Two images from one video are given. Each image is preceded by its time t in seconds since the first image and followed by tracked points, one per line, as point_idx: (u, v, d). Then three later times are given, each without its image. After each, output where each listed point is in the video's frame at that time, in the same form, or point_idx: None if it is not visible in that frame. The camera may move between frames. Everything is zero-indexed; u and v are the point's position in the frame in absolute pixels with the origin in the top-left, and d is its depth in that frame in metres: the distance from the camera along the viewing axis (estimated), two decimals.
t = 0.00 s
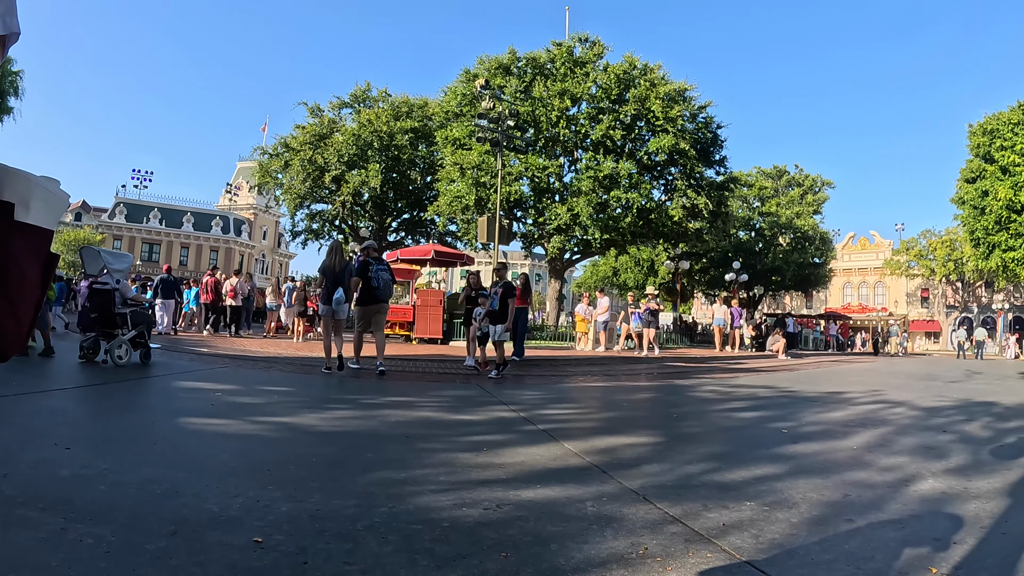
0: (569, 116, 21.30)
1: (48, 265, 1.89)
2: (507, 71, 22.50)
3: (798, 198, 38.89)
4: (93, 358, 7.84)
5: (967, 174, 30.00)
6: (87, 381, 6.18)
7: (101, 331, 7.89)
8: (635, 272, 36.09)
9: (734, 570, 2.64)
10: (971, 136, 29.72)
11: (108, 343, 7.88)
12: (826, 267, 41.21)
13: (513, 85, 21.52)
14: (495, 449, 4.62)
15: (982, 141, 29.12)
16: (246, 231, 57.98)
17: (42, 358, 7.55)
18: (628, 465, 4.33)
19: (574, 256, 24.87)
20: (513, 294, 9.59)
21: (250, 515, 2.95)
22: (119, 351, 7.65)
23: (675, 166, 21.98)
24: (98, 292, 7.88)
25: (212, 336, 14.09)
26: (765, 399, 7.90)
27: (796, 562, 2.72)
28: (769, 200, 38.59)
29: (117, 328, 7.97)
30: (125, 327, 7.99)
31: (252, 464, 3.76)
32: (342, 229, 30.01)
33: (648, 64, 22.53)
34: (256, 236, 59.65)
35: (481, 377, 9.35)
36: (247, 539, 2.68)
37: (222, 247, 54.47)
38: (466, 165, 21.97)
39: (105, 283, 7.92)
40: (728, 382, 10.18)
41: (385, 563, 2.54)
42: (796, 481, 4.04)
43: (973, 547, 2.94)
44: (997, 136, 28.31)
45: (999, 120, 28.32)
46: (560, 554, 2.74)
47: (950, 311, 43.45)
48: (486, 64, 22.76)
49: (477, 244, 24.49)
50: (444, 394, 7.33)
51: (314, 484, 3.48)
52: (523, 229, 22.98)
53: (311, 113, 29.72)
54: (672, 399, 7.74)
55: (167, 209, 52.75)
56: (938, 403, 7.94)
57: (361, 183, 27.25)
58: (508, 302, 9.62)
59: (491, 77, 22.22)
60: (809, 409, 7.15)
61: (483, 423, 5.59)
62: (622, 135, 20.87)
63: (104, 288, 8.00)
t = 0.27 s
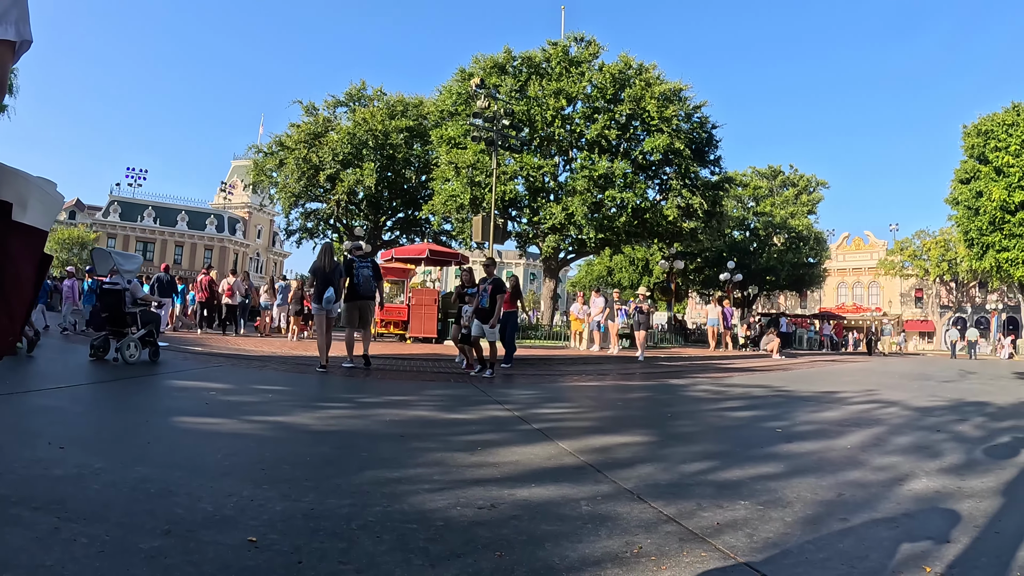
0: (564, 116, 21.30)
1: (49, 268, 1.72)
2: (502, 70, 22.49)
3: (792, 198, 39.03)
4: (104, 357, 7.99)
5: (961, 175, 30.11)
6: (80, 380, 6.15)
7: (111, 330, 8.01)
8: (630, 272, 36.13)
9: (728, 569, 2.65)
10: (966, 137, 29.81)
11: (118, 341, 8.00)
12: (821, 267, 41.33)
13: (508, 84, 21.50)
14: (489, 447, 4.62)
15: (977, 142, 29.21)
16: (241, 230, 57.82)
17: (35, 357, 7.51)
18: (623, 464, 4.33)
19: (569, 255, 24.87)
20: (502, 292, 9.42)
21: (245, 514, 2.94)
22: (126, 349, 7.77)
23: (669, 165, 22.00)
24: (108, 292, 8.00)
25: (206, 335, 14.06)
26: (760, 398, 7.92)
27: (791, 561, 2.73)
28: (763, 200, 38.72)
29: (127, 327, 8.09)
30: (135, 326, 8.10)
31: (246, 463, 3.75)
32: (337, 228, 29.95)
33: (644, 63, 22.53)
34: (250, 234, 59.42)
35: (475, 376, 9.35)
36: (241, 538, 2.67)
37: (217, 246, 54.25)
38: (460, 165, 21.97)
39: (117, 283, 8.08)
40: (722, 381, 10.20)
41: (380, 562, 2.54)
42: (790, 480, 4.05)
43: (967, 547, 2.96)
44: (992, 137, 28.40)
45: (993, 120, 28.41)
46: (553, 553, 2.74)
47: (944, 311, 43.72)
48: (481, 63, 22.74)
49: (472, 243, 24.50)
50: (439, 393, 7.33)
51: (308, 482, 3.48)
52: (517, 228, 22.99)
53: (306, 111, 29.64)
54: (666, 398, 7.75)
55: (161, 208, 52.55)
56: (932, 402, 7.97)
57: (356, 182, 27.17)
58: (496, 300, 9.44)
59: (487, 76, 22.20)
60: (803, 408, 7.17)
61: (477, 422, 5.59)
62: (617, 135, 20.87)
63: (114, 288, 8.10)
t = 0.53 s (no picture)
0: (560, 115, 21.30)
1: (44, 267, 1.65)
2: (499, 69, 22.47)
3: (788, 198, 39.16)
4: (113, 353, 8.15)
5: (957, 176, 30.18)
6: (75, 379, 6.12)
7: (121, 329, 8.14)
8: (625, 271, 36.16)
9: (724, 569, 2.65)
10: (961, 138, 29.85)
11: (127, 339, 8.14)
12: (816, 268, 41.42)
13: (504, 84, 21.47)
14: (485, 447, 4.62)
15: (973, 143, 29.29)
16: (236, 229, 57.66)
17: (31, 356, 7.49)
18: (618, 463, 4.33)
19: (564, 255, 24.86)
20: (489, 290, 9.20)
21: (241, 513, 2.93)
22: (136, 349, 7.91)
23: (665, 165, 22.02)
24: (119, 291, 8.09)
25: (201, 333, 14.03)
26: (755, 398, 7.94)
27: (786, 561, 2.74)
28: (759, 200, 38.81)
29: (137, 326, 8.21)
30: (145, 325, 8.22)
31: (241, 462, 3.74)
32: (332, 227, 29.88)
33: (639, 63, 22.55)
34: (246, 233, 59.24)
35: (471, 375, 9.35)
36: (236, 538, 2.66)
37: (212, 245, 54.02)
38: (456, 164, 21.94)
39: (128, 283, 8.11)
40: (718, 381, 10.22)
41: (376, 561, 2.54)
42: (785, 480, 4.07)
43: (962, 546, 2.96)
44: (988, 139, 28.49)
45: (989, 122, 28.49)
46: (549, 552, 2.74)
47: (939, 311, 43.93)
48: (477, 62, 22.71)
49: (468, 242, 24.49)
50: (434, 392, 7.32)
51: (304, 482, 3.47)
52: (513, 228, 22.98)
53: (302, 110, 29.56)
54: (662, 398, 7.75)
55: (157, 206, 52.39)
56: (926, 402, 8.00)
57: (351, 181, 27.10)
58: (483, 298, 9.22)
59: (483, 76, 22.18)
60: (798, 408, 7.18)
61: (473, 421, 5.59)
62: (613, 135, 20.89)
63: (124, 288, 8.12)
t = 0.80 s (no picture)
0: (556, 115, 21.32)
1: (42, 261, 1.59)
2: (495, 69, 22.44)
3: (784, 198, 39.26)
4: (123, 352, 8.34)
5: (952, 177, 30.04)
6: (70, 378, 6.10)
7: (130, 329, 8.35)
8: (621, 271, 36.19)
9: (720, 568, 2.65)
10: (957, 140, 29.86)
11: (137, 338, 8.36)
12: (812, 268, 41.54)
13: (500, 83, 21.46)
14: (480, 446, 4.62)
15: (968, 144, 29.27)
16: (232, 228, 57.50)
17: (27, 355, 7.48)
18: (613, 463, 4.34)
19: (560, 254, 24.86)
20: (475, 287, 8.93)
21: (236, 513, 2.92)
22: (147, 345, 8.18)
23: (661, 165, 22.06)
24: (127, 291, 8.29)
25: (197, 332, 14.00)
26: (751, 398, 7.95)
27: (782, 561, 2.74)
28: (755, 200, 38.91)
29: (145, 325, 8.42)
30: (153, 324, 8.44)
31: (237, 462, 3.73)
32: (328, 226, 29.82)
33: (636, 63, 22.56)
34: (241, 232, 59.10)
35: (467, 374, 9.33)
36: (232, 537, 2.65)
37: (208, 244, 53.87)
38: (452, 164, 21.92)
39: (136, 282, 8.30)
40: (714, 380, 10.24)
41: (371, 561, 2.53)
42: (779, 480, 4.08)
43: (956, 546, 2.97)
44: (983, 140, 28.59)
45: (984, 123, 28.58)
46: (544, 552, 2.74)
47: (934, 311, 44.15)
48: (474, 62, 22.69)
49: (463, 241, 24.48)
50: (431, 392, 7.32)
51: (298, 481, 3.46)
52: (509, 227, 22.97)
53: (298, 109, 29.50)
54: (657, 397, 7.77)
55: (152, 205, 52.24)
56: (920, 403, 8.05)
57: (347, 180, 27.05)
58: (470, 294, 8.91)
59: (479, 75, 22.17)
60: (794, 408, 7.21)
61: (468, 420, 5.59)
62: (609, 135, 20.91)
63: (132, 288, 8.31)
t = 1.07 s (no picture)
0: (552, 115, 21.32)
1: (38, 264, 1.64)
2: (491, 69, 22.43)
3: (779, 199, 39.42)
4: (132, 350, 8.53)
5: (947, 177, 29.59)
6: (64, 377, 6.08)
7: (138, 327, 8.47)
8: (617, 271, 36.20)
9: (715, 568, 2.66)
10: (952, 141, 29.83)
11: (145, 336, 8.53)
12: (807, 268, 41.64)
13: (496, 83, 21.45)
14: (475, 447, 4.61)
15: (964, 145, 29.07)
16: (227, 227, 57.33)
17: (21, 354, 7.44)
18: (608, 463, 4.35)
19: (555, 254, 24.85)
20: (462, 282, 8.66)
21: (230, 513, 2.91)
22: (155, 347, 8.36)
23: (657, 165, 22.07)
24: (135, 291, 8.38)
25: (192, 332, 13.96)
26: (746, 398, 7.96)
27: (777, 561, 2.75)
28: (750, 201, 39.02)
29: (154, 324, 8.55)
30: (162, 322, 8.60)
31: (232, 462, 3.72)
32: (323, 225, 29.76)
33: (632, 63, 22.56)
34: (237, 232, 58.95)
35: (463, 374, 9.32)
36: (227, 537, 2.64)
37: (203, 243, 53.71)
38: (448, 163, 21.90)
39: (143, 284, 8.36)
40: (708, 381, 10.26)
41: (366, 561, 2.53)
42: (774, 480, 4.09)
43: (950, 546, 2.99)
44: (979, 141, 28.68)
45: (979, 125, 28.66)
46: (539, 552, 2.74)
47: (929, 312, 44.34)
48: (470, 61, 22.67)
49: (459, 241, 24.45)
50: (426, 392, 7.31)
51: (293, 481, 3.45)
52: (505, 227, 22.96)
53: (293, 108, 29.44)
54: (653, 398, 7.77)
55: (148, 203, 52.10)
56: (915, 403, 8.07)
57: (343, 180, 26.97)
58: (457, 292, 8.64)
59: (475, 75, 22.15)
60: (789, 408, 7.22)
61: (463, 420, 5.58)
62: (604, 135, 20.91)
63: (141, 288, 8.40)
